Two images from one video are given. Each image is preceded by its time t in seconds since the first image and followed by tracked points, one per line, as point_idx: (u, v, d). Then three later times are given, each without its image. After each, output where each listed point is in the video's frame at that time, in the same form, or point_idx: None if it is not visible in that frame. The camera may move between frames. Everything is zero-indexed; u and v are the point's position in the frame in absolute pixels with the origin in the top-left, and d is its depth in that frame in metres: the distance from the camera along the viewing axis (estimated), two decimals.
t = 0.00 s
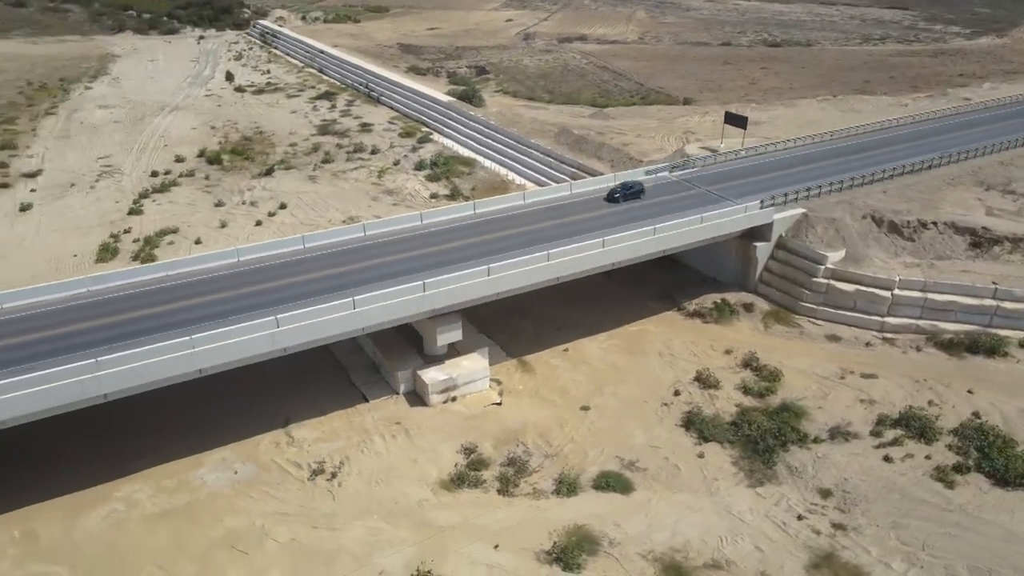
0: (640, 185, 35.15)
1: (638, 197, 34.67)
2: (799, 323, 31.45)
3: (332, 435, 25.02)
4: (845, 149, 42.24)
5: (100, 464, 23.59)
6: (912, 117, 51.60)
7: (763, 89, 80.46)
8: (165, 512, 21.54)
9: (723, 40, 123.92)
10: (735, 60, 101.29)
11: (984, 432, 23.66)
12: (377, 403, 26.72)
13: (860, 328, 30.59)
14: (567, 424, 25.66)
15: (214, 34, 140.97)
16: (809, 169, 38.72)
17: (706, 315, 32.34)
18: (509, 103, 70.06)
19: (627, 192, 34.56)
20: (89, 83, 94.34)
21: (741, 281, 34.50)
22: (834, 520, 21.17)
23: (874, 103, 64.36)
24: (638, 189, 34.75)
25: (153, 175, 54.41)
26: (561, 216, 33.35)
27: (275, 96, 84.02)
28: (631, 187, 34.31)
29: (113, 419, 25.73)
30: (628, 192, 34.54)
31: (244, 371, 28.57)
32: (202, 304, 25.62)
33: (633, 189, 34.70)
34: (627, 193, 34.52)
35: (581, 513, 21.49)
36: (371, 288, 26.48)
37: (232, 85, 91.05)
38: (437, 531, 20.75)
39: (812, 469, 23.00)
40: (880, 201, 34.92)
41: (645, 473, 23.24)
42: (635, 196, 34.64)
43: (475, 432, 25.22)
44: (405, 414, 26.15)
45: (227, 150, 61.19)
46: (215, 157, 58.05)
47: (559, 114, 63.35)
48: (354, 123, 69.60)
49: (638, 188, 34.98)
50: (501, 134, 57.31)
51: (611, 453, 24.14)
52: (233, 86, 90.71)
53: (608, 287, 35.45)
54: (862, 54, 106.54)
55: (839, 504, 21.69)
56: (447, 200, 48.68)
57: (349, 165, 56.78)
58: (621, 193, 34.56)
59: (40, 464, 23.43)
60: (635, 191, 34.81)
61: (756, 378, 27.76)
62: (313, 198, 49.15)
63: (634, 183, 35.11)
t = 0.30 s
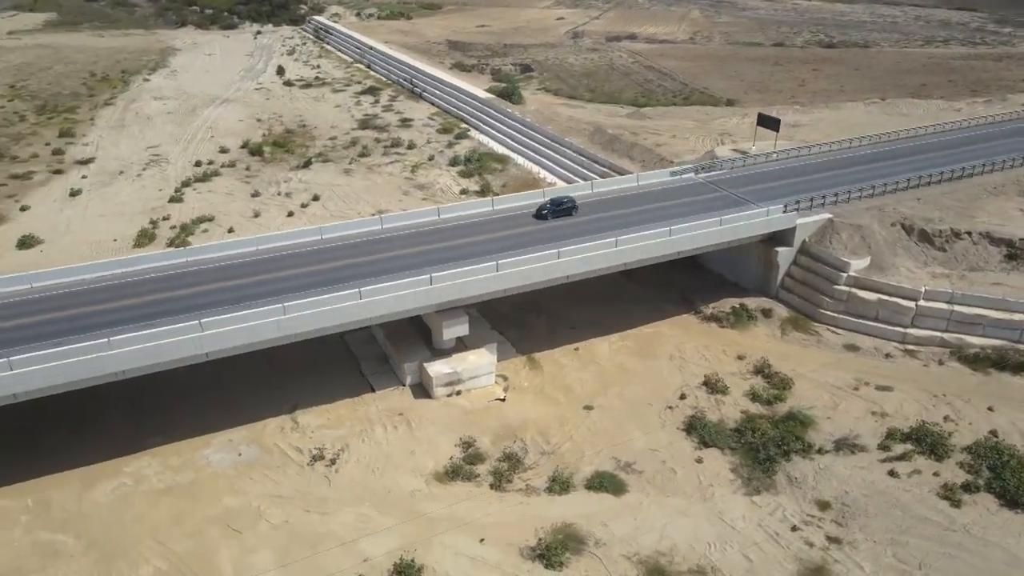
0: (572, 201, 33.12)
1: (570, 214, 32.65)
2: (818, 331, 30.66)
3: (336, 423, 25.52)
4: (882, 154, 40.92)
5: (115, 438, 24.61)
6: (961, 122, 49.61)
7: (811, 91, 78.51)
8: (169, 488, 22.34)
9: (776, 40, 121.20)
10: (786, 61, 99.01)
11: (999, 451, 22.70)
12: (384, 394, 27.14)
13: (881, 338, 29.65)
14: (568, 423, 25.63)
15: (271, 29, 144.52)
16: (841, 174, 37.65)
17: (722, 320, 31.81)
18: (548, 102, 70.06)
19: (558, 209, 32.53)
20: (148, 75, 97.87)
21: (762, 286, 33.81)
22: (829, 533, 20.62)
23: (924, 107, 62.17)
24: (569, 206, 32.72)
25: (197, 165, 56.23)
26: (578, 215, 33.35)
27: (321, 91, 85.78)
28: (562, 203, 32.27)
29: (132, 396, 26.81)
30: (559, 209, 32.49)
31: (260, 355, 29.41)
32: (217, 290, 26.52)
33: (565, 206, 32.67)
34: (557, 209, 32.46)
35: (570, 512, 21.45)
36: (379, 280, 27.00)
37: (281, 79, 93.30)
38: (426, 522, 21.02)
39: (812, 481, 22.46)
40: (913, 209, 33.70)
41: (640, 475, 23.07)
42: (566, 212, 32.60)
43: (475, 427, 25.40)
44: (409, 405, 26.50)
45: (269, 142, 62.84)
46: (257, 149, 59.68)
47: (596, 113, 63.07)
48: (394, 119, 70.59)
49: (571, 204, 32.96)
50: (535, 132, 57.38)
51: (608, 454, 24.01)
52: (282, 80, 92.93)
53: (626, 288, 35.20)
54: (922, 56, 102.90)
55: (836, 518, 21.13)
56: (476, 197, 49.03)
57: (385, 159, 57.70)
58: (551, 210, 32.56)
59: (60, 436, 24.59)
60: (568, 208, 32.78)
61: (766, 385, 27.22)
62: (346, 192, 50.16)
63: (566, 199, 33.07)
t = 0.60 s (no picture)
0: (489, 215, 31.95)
1: (483, 227, 31.46)
2: (836, 340, 29.85)
3: (340, 411, 26.03)
4: (922, 160, 39.50)
5: (131, 416, 25.67)
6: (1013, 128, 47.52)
7: (861, 94, 76.28)
8: (175, 467, 23.17)
9: (831, 41, 118.03)
10: (839, 62, 96.37)
11: (1012, 471, 21.79)
12: (390, 385, 27.53)
13: (901, 350, 28.70)
14: (569, 422, 25.59)
15: (324, 25, 147.41)
16: (875, 179, 36.50)
17: (738, 325, 31.24)
18: (587, 101, 69.81)
19: (471, 223, 31.42)
20: (203, 69, 100.99)
21: (783, 292, 33.09)
22: (823, 546, 20.10)
23: (978, 112, 59.79)
24: (482, 219, 31.54)
25: (239, 156, 57.88)
26: (592, 216, 33.47)
27: (366, 86, 87.26)
28: (474, 218, 31.13)
29: (151, 375, 27.91)
30: (471, 223, 31.36)
31: (274, 341, 30.27)
32: (231, 279, 27.49)
33: (479, 219, 31.52)
34: (469, 223, 31.34)
35: (560, 510, 21.44)
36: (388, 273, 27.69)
37: (329, 74, 95.13)
38: (415, 512, 21.30)
39: (811, 492, 21.94)
40: (946, 218, 32.43)
41: (635, 478, 22.90)
42: (479, 226, 31.44)
43: (476, 421, 25.58)
44: (414, 397, 26.85)
45: (310, 135, 64.30)
46: (297, 142, 61.08)
47: (634, 113, 62.61)
48: (434, 115, 71.33)
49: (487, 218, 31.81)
50: (570, 130, 57.28)
51: (605, 455, 23.89)
52: (330, 75, 94.82)
53: (644, 290, 34.91)
54: (985, 60, 98.85)
55: (831, 531, 20.59)
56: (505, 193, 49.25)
57: (420, 154, 58.45)
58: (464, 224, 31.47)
59: (78, 411, 25.78)
60: (483, 221, 31.64)
61: (775, 393, 26.70)
62: (379, 186, 51.04)
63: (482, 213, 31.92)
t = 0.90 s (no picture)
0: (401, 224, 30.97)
1: (392, 236, 30.53)
2: (852, 349, 29.12)
3: (345, 402, 26.51)
4: (958, 167, 38.14)
5: (145, 398, 26.64)
6: None
7: (909, 97, 74.00)
8: (182, 449, 23.95)
9: (885, 43, 114.65)
10: (890, 65, 93.60)
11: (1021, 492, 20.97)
12: (397, 378, 27.90)
13: (920, 363, 27.83)
14: (570, 422, 25.59)
15: (372, 22, 149.40)
16: (905, 186, 35.42)
17: (752, 331, 30.73)
18: (623, 101, 69.36)
19: (379, 232, 30.51)
20: (251, 64, 103.45)
21: (802, 299, 32.40)
22: (815, 558, 19.66)
23: None
24: (392, 228, 30.61)
25: (275, 150, 59.18)
26: (606, 217, 33.45)
27: (406, 83, 88.22)
28: (382, 227, 30.22)
29: (168, 359, 28.95)
30: (380, 232, 30.44)
31: (288, 330, 31.02)
32: (241, 268, 28.53)
33: (389, 228, 30.57)
34: (378, 233, 30.44)
35: (549, 509, 21.47)
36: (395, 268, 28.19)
37: (372, 71, 96.43)
38: (407, 504, 21.59)
39: (808, 503, 21.47)
40: (976, 227, 31.17)
41: (630, 480, 22.77)
42: (389, 236, 30.49)
43: (477, 417, 25.76)
44: (418, 391, 27.16)
45: (346, 131, 65.41)
46: (332, 137, 62.16)
47: (669, 114, 61.96)
48: (470, 112, 71.74)
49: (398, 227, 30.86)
50: (602, 130, 56.99)
51: (601, 456, 23.82)
52: (373, 71, 96.16)
53: (660, 293, 34.61)
54: None
55: (825, 543, 20.14)
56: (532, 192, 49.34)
57: (452, 152, 58.93)
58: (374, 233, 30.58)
59: (98, 391, 26.88)
60: (393, 230, 30.70)
61: (781, 401, 26.22)
62: (407, 182, 51.65)
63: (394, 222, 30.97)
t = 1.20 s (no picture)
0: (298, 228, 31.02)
1: (288, 240, 30.56)
2: (870, 360, 28.29)
3: (352, 390, 27.03)
4: (1001, 176, 36.57)
5: (163, 380, 27.73)
6: None
7: (965, 102, 71.18)
8: (192, 429, 24.83)
9: (947, 46, 110.38)
10: (949, 69, 90.11)
11: None
12: (405, 369, 28.29)
13: (940, 377, 26.86)
14: (570, 420, 25.57)
15: (424, 19, 150.97)
16: (940, 194, 34.15)
17: (767, 337, 30.14)
18: (664, 101, 68.58)
19: (275, 236, 30.61)
20: (302, 59, 105.78)
21: (823, 307, 31.61)
22: (803, 570, 19.24)
23: None
24: (289, 232, 30.67)
25: (315, 143, 60.48)
26: (623, 218, 33.44)
27: (450, 79, 88.93)
28: (276, 230, 30.33)
29: (189, 343, 30.05)
30: (274, 235, 30.56)
31: (305, 319, 31.82)
32: (260, 257, 29.56)
33: (284, 232, 30.65)
34: (272, 236, 30.55)
35: (539, 506, 21.53)
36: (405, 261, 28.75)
37: (418, 67, 97.52)
38: (399, 493, 21.93)
39: (803, 514, 21.03)
40: (1011, 238, 29.79)
41: (624, 481, 22.65)
42: (283, 239, 30.54)
43: (478, 412, 25.95)
44: (425, 383, 27.50)
45: (385, 126, 66.39)
46: (371, 131, 63.16)
47: (708, 115, 61.02)
48: (509, 110, 71.96)
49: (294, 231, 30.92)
50: (638, 129, 56.46)
51: (598, 457, 23.75)
52: (418, 67, 97.23)
53: (678, 295, 34.22)
54: None
55: (816, 555, 19.69)
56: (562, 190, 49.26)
57: (486, 148, 59.23)
58: (269, 236, 30.68)
59: (122, 372, 28.16)
60: (289, 234, 30.77)
61: (788, 410, 25.68)
62: (439, 178, 52.16)
63: (291, 226, 31.02)
